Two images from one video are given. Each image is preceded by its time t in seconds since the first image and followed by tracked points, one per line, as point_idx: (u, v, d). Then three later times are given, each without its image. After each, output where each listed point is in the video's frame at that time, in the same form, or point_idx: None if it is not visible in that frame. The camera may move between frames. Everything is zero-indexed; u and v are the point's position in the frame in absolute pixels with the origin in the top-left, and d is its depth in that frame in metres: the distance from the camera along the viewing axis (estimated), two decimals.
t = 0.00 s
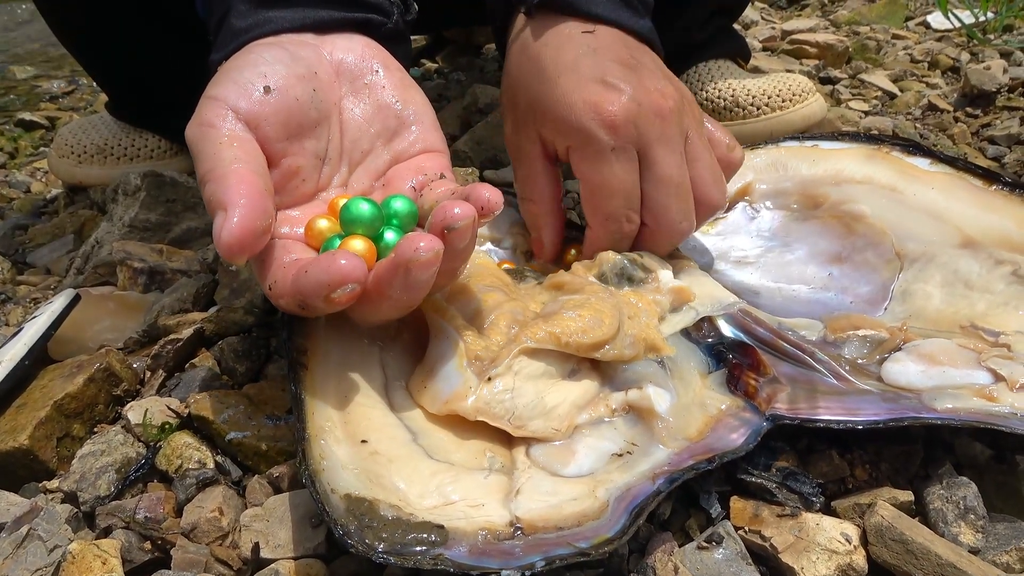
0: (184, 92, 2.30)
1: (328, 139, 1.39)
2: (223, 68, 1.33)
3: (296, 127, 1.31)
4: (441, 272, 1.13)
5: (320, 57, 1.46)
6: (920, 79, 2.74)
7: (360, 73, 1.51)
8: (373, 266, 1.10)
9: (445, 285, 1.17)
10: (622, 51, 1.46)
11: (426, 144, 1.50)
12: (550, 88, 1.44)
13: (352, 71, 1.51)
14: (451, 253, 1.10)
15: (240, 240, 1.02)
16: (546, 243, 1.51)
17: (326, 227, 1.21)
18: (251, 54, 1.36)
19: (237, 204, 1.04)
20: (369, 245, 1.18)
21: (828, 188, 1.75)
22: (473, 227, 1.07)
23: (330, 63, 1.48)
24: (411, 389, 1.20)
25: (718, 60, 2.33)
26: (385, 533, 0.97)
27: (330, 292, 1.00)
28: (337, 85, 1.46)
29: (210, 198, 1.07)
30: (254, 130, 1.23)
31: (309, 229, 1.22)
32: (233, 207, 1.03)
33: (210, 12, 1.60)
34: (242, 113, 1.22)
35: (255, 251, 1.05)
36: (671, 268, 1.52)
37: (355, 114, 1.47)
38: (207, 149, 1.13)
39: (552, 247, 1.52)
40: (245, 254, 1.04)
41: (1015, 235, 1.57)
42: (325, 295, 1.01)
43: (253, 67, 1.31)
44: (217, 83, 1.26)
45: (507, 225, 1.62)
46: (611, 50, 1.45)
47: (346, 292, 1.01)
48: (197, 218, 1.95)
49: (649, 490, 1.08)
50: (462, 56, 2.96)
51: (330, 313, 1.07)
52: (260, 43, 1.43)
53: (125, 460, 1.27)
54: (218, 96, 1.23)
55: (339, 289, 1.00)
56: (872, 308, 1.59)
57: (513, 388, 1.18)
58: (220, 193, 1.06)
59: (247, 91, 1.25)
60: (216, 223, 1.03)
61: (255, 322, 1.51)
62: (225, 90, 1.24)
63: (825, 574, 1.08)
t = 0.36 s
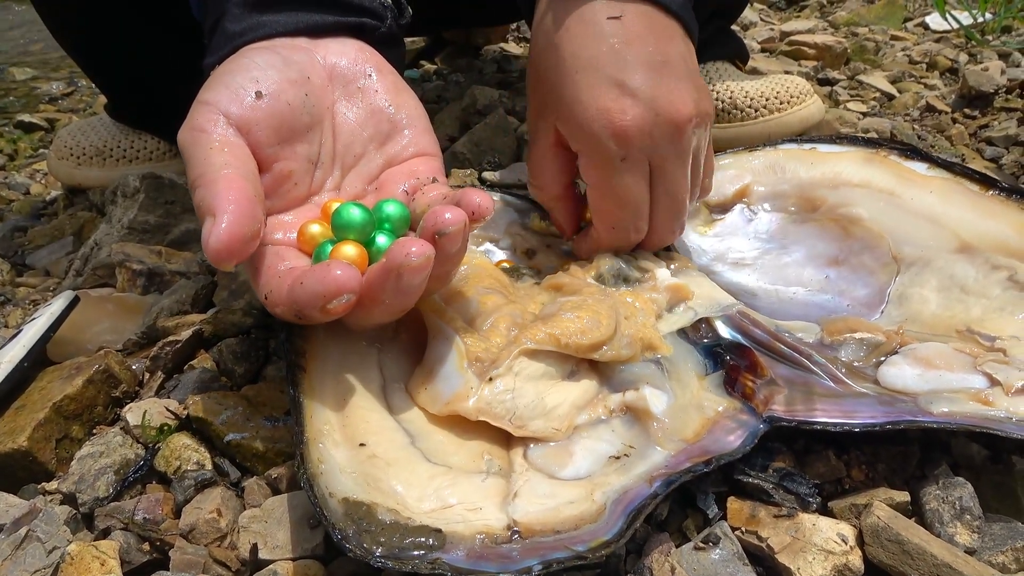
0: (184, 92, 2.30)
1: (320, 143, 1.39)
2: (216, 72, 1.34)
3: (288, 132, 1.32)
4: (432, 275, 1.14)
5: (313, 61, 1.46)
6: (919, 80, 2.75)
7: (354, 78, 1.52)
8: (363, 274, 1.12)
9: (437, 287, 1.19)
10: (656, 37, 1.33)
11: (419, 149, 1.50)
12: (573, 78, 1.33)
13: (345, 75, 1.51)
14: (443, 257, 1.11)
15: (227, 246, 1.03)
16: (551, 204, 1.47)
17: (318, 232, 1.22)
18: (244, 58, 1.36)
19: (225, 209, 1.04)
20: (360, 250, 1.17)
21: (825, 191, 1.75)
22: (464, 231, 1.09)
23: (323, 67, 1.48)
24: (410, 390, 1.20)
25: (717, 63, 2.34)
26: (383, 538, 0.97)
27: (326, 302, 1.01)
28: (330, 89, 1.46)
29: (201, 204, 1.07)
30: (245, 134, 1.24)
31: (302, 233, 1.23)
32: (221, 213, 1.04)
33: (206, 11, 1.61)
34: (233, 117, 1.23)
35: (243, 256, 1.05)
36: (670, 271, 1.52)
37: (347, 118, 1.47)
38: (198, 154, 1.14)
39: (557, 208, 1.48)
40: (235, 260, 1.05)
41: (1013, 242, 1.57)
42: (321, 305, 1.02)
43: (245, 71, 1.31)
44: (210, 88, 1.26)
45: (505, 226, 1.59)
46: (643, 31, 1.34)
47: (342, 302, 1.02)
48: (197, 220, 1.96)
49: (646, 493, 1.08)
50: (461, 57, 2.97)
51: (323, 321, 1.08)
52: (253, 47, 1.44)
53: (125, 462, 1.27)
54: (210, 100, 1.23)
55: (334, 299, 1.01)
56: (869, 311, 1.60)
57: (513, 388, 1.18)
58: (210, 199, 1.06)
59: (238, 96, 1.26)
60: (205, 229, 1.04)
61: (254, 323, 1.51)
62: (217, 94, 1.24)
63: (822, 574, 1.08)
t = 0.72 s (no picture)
0: (182, 93, 2.28)
1: (350, 143, 1.39)
2: (242, 83, 1.33)
3: (319, 134, 1.32)
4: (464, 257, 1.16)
5: (333, 62, 1.45)
6: (917, 79, 2.74)
7: (375, 73, 1.51)
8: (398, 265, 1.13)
9: (471, 266, 1.21)
10: None
11: (445, 132, 1.50)
12: None
13: (366, 72, 1.50)
14: (474, 236, 1.13)
15: (280, 249, 1.03)
16: (569, 175, 1.32)
17: (351, 228, 1.21)
18: (267, 66, 1.36)
19: (274, 214, 1.05)
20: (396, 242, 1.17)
21: (825, 191, 1.73)
22: (493, 204, 1.11)
23: (344, 68, 1.47)
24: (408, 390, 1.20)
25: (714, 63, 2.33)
26: (382, 540, 0.96)
27: (358, 285, 1.01)
28: (353, 88, 1.46)
29: (249, 213, 1.08)
30: (279, 140, 1.24)
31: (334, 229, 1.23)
32: (271, 219, 1.04)
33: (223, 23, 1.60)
34: (265, 125, 1.23)
35: (295, 259, 1.06)
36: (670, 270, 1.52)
37: (373, 115, 1.47)
38: (237, 166, 1.14)
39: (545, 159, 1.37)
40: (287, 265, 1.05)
41: (1013, 243, 1.57)
42: (353, 289, 1.02)
43: (271, 79, 1.31)
44: (238, 99, 1.26)
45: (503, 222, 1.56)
46: None
47: (373, 284, 1.02)
48: (195, 220, 1.95)
49: (646, 494, 1.07)
50: (460, 57, 2.97)
51: (361, 306, 1.08)
52: (275, 54, 1.43)
53: (122, 462, 1.27)
54: (241, 111, 1.23)
55: (365, 281, 1.01)
56: (870, 309, 1.61)
57: (514, 388, 1.18)
58: (256, 207, 1.07)
59: (268, 103, 1.25)
60: (256, 236, 1.04)
61: (252, 323, 1.51)
62: (246, 105, 1.24)
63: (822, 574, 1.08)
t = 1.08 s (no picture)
0: (182, 91, 2.30)
1: (323, 138, 1.38)
2: (216, 73, 1.33)
3: (290, 129, 1.31)
4: (435, 259, 1.12)
5: (313, 56, 1.45)
6: (918, 79, 2.74)
7: (356, 70, 1.51)
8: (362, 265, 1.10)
9: (441, 272, 1.15)
10: (579, 51, 1.46)
11: (425, 136, 1.49)
12: (496, 108, 1.58)
13: (347, 68, 1.50)
14: (443, 238, 1.08)
15: (235, 243, 1.01)
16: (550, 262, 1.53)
17: (319, 225, 1.19)
18: (243, 57, 1.35)
19: (230, 207, 1.03)
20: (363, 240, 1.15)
21: (826, 188, 1.74)
22: (460, 207, 1.05)
23: (324, 62, 1.47)
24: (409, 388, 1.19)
25: (715, 61, 2.32)
26: (382, 535, 0.96)
27: (318, 284, 0.99)
28: (332, 83, 1.45)
29: (207, 203, 1.06)
30: (247, 133, 1.23)
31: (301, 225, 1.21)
32: (227, 212, 1.03)
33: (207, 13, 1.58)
34: (234, 116, 1.22)
35: (251, 255, 1.04)
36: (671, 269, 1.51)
37: (350, 112, 1.46)
38: (201, 155, 1.13)
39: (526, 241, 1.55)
40: (243, 258, 1.03)
41: (1015, 237, 1.56)
42: (312, 287, 1.00)
43: (245, 70, 1.31)
44: (209, 88, 1.26)
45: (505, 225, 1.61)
46: (585, 42, 1.50)
47: (334, 283, 1.00)
48: (194, 218, 1.94)
49: (647, 491, 1.07)
50: (461, 57, 2.96)
51: (320, 307, 1.06)
52: (254, 45, 1.43)
53: (121, 460, 1.26)
54: (210, 101, 1.22)
55: (326, 281, 0.98)
56: (872, 307, 1.59)
57: (514, 386, 1.17)
58: (215, 199, 1.05)
59: (238, 95, 1.25)
60: (211, 228, 1.03)
61: (252, 322, 1.50)
62: (216, 94, 1.23)
63: (825, 572, 1.07)
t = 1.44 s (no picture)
0: (178, 91, 2.29)
1: (307, 135, 1.38)
2: (199, 65, 1.32)
3: (272, 124, 1.30)
4: (415, 260, 1.11)
5: (298, 51, 1.44)
6: (918, 77, 2.73)
7: (341, 66, 1.50)
8: (342, 265, 1.09)
9: (422, 274, 1.15)
10: (564, 74, 1.47)
11: (409, 137, 1.48)
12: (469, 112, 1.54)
13: (332, 64, 1.50)
14: (423, 239, 1.07)
15: (214, 237, 1.01)
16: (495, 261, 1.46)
17: (299, 224, 1.18)
18: (228, 50, 1.35)
19: (209, 201, 1.03)
20: (341, 240, 1.13)
21: (826, 185, 1.74)
22: (441, 208, 1.04)
23: (309, 57, 1.46)
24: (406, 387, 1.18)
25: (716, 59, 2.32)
26: (380, 534, 0.95)
27: (292, 281, 0.98)
28: (317, 79, 1.45)
29: (184, 196, 1.06)
30: (229, 127, 1.22)
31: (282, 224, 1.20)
32: (205, 206, 1.02)
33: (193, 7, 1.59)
34: (216, 109, 1.21)
35: (229, 249, 1.04)
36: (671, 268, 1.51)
37: (335, 109, 1.45)
38: (181, 146, 1.12)
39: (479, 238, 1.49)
40: (220, 252, 1.03)
41: (1016, 236, 1.56)
42: (287, 284, 0.99)
43: (229, 63, 1.30)
44: (192, 80, 1.25)
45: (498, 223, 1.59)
46: (572, 63, 1.50)
47: (309, 281, 0.99)
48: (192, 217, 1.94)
49: (647, 490, 1.07)
50: (460, 56, 2.95)
51: (294, 304, 1.05)
52: (240, 37, 1.43)
53: (118, 459, 1.25)
54: (192, 92, 1.22)
55: (300, 278, 0.98)
56: (871, 306, 1.59)
57: (507, 393, 1.15)
58: (192, 193, 1.05)
59: (221, 88, 1.24)
60: (189, 222, 1.02)
61: (250, 321, 1.50)
62: (199, 87, 1.23)
63: (826, 570, 1.06)
